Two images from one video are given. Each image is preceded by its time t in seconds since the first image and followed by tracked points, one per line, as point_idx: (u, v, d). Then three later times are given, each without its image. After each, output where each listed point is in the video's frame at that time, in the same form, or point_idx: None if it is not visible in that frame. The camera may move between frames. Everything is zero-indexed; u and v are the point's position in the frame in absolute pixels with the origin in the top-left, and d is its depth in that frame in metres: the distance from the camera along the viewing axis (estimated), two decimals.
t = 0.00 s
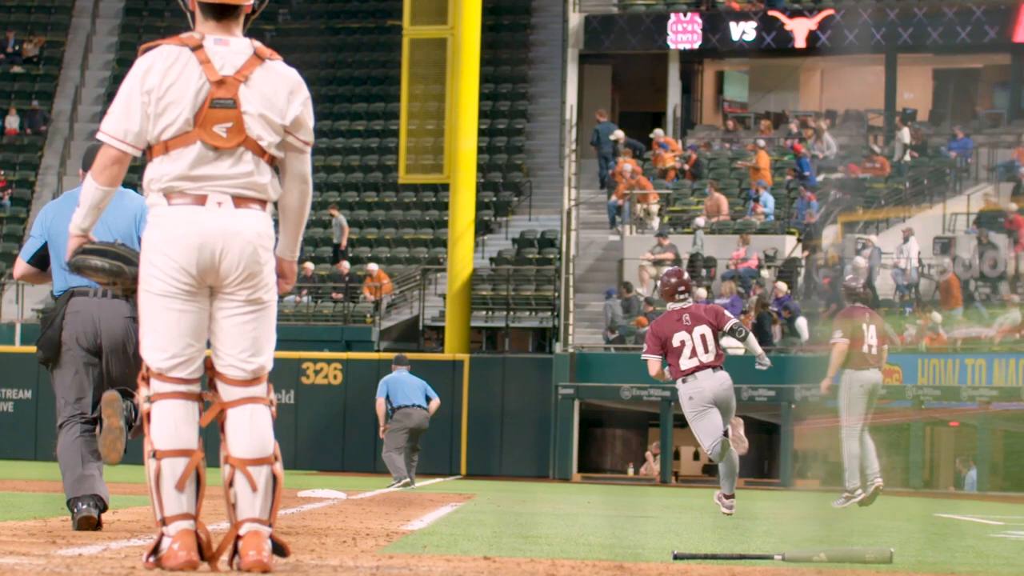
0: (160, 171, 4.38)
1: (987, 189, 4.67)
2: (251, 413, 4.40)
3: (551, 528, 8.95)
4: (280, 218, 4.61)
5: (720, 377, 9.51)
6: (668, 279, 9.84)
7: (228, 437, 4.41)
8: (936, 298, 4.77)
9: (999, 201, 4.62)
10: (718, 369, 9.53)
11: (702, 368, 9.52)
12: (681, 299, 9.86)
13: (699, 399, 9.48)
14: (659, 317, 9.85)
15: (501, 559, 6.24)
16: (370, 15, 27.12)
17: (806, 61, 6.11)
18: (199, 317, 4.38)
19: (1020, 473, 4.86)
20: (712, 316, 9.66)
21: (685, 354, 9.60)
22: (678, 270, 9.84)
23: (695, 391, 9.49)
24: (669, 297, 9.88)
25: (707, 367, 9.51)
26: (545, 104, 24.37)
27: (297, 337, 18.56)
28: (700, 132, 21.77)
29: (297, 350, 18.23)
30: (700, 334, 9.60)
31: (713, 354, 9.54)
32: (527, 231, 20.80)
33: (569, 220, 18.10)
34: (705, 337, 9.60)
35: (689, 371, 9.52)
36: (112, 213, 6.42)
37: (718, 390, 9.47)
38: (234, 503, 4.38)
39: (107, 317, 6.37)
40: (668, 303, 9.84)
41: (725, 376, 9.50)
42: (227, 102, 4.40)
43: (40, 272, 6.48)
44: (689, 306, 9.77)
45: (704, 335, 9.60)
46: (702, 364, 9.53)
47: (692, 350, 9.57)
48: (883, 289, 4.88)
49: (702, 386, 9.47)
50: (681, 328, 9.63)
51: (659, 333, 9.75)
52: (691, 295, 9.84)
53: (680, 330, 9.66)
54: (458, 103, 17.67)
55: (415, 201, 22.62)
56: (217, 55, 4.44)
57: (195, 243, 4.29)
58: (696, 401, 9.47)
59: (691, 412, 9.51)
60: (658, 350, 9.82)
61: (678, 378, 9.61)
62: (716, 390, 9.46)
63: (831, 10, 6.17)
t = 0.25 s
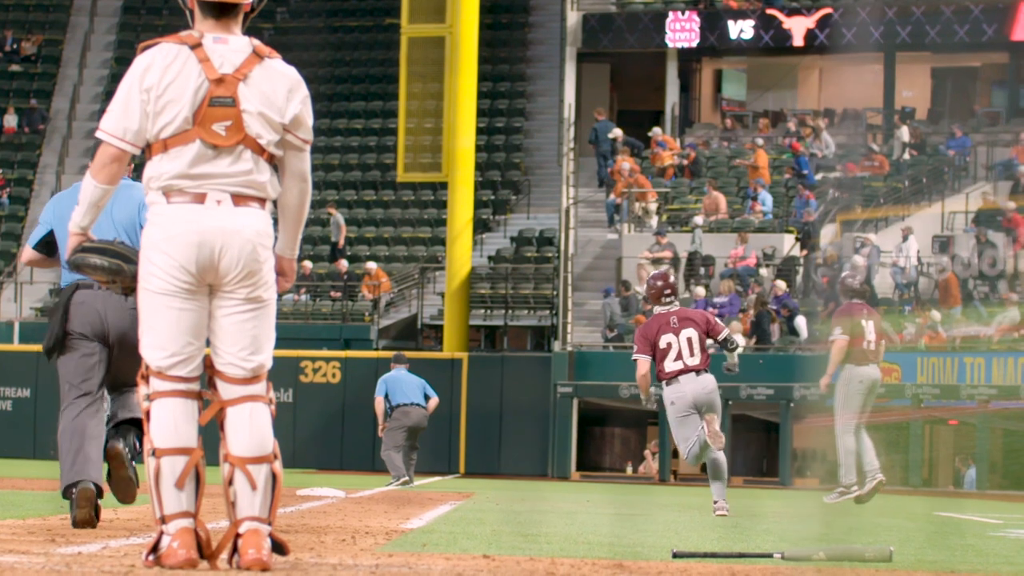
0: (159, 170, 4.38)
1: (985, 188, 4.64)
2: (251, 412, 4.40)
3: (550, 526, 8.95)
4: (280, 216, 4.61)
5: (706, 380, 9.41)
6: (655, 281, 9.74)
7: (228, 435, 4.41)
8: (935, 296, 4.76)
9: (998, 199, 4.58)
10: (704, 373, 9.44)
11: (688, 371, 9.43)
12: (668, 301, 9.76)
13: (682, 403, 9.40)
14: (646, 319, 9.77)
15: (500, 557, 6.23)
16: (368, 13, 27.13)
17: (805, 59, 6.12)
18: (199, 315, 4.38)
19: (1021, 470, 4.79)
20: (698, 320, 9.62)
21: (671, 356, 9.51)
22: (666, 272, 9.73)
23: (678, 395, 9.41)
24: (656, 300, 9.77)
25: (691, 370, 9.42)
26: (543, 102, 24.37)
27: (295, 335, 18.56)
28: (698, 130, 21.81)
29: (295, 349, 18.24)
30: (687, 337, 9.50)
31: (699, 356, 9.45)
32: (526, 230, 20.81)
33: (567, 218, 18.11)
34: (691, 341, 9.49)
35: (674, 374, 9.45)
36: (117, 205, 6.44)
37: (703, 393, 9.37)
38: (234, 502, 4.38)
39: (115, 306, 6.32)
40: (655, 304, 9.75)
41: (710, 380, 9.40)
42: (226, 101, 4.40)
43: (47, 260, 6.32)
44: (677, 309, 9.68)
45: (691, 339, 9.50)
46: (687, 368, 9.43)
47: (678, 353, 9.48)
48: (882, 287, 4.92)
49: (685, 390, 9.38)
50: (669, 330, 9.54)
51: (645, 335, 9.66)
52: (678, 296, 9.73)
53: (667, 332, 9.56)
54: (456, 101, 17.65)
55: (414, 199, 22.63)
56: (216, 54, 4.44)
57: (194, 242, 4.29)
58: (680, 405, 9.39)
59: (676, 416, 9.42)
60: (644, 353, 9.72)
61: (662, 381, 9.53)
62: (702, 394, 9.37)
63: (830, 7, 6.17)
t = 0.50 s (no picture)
0: (161, 167, 4.37)
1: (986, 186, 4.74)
2: (252, 409, 4.40)
3: (551, 524, 8.95)
4: (281, 214, 4.61)
5: (694, 382, 9.53)
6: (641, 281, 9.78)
7: (230, 433, 4.42)
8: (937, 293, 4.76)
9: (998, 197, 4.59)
10: (691, 374, 9.55)
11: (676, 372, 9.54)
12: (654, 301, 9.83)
13: (670, 405, 9.52)
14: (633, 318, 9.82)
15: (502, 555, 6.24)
16: (369, 10, 27.12)
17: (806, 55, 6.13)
18: (201, 312, 4.38)
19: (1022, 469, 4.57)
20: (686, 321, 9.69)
21: (659, 357, 9.60)
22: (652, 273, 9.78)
23: (666, 397, 9.52)
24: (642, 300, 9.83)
25: (678, 372, 9.52)
26: (543, 100, 24.35)
27: (296, 333, 18.56)
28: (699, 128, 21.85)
29: (296, 346, 18.23)
30: (676, 339, 9.59)
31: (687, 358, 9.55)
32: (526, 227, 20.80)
33: (568, 215, 18.11)
34: (679, 342, 9.59)
35: (662, 375, 9.54)
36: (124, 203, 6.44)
37: (691, 395, 9.49)
38: (236, 499, 4.39)
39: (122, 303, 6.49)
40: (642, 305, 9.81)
41: (698, 382, 9.52)
42: (228, 98, 4.40)
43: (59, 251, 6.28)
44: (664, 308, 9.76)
45: (679, 339, 9.60)
46: (675, 369, 9.54)
47: (666, 354, 9.57)
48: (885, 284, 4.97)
49: (673, 390, 9.50)
50: (657, 331, 9.61)
51: (633, 335, 9.71)
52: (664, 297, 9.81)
53: (654, 332, 9.64)
54: (457, 99, 17.63)
55: (414, 197, 22.63)
56: (218, 51, 4.44)
57: (196, 239, 4.30)
58: (667, 407, 9.51)
59: (662, 417, 9.56)
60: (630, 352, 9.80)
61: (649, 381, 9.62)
62: (690, 395, 9.49)
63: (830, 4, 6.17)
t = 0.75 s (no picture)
0: (165, 165, 4.38)
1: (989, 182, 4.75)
2: (257, 407, 4.41)
3: (555, 521, 8.96)
4: (286, 212, 4.62)
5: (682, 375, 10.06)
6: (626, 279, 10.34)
7: (235, 431, 4.42)
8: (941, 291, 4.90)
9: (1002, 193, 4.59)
10: (678, 367, 10.08)
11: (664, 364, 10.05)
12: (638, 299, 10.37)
13: (661, 396, 10.00)
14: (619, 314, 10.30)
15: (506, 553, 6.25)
16: (372, 8, 27.13)
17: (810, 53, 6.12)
18: (205, 310, 4.39)
19: None
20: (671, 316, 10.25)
21: (648, 351, 10.06)
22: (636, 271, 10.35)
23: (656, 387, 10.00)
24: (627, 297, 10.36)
25: (668, 365, 10.01)
26: (547, 98, 24.36)
27: (300, 331, 18.57)
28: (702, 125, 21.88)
29: (300, 344, 18.24)
30: (664, 333, 10.13)
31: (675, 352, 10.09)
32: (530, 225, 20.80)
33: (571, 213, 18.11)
34: (667, 336, 10.13)
35: (652, 368, 10.00)
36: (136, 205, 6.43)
37: (681, 386, 10.01)
38: (241, 497, 4.40)
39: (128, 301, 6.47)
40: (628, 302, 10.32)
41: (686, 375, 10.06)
42: (232, 96, 4.41)
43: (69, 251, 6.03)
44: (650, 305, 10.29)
45: (666, 334, 10.13)
46: (665, 362, 10.03)
47: (655, 348, 10.06)
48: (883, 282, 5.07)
49: (664, 382, 9.98)
50: (647, 327, 10.09)
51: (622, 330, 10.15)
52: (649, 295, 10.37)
53: (643, 328, 10.11)
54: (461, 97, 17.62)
55: (418, 194, 22.64)
56: (222, 49, 4.44)
57: (200, 237, 4.30)
58: (658, 399, 10.00)
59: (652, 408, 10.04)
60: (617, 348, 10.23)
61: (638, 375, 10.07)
62: (680, 387, 10.00)
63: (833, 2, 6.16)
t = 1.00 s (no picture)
0: (172, 162, 4.39)
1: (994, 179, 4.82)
2: (264, 404, 4.41)
3: (560, 518, 8.96)
4: (292, 209, 4.63)
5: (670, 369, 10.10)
6: (612, 276, 10.37)
7: (241, 427, 4.43)
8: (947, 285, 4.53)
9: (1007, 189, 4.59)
10: (665, 362, 10.12)
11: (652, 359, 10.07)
12: (624, 295, 10.40)
13: (650, 392, 10.01)
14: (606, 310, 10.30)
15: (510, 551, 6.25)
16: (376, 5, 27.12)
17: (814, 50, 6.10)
18: (212, 306, 4.40)
19: None
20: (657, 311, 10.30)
21: (637, 347, 10.07)
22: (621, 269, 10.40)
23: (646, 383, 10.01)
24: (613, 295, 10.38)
25: (657, 360, 10.05)
26: (552, 95, 24.32)
27: (304, 328, 18.58)
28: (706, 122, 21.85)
29: (305, 341, 18.27)
30: (652, 328, 10.16)
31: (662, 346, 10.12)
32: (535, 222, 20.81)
33: (576, 210, 18.10)
34: (655, 331, 10.17)
35: (641, 363, 10.03)
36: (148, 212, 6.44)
37: (669, 381, 10.04)
38: (246, 493, 4.40)
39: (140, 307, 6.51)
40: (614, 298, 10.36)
41: (673, 369, 10.11)
42: (238, 92, 4.41)
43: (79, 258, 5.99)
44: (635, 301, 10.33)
45: (654, 330, 10.15)
46: (654, 357, 10.06)
47: (645, 343, 10.08)
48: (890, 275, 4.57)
49: (654, 377, 10.00)
50: (636, 324, 10.08)
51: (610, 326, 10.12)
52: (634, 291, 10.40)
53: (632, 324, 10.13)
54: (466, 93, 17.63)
55: (422, 191, 22.65)
56: (229, 46, 4.45)
57: (207, 233, 4.30)
58: (648, 394, 10.00)
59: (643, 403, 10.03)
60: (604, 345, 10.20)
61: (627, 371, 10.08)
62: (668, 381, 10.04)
63: None
